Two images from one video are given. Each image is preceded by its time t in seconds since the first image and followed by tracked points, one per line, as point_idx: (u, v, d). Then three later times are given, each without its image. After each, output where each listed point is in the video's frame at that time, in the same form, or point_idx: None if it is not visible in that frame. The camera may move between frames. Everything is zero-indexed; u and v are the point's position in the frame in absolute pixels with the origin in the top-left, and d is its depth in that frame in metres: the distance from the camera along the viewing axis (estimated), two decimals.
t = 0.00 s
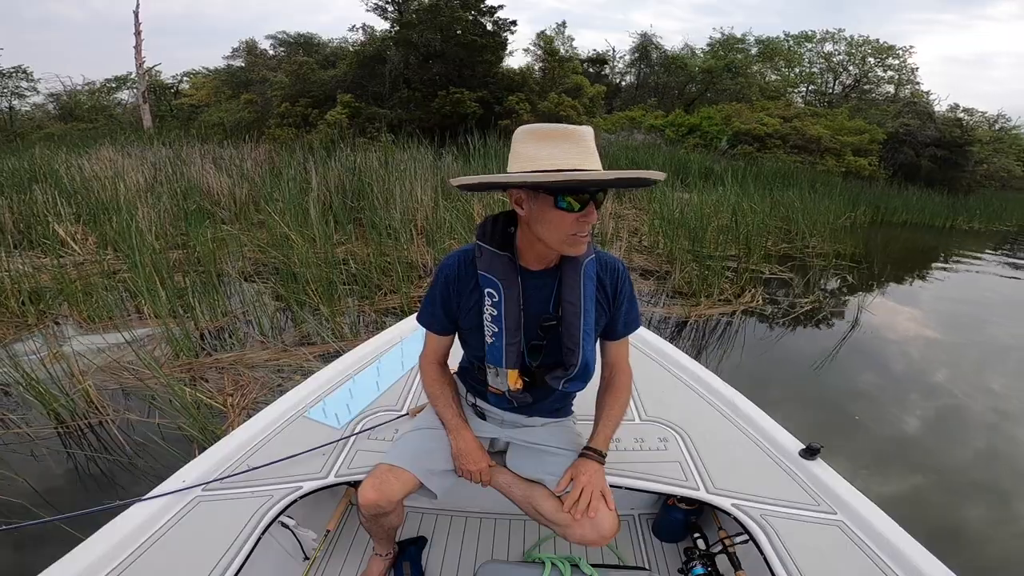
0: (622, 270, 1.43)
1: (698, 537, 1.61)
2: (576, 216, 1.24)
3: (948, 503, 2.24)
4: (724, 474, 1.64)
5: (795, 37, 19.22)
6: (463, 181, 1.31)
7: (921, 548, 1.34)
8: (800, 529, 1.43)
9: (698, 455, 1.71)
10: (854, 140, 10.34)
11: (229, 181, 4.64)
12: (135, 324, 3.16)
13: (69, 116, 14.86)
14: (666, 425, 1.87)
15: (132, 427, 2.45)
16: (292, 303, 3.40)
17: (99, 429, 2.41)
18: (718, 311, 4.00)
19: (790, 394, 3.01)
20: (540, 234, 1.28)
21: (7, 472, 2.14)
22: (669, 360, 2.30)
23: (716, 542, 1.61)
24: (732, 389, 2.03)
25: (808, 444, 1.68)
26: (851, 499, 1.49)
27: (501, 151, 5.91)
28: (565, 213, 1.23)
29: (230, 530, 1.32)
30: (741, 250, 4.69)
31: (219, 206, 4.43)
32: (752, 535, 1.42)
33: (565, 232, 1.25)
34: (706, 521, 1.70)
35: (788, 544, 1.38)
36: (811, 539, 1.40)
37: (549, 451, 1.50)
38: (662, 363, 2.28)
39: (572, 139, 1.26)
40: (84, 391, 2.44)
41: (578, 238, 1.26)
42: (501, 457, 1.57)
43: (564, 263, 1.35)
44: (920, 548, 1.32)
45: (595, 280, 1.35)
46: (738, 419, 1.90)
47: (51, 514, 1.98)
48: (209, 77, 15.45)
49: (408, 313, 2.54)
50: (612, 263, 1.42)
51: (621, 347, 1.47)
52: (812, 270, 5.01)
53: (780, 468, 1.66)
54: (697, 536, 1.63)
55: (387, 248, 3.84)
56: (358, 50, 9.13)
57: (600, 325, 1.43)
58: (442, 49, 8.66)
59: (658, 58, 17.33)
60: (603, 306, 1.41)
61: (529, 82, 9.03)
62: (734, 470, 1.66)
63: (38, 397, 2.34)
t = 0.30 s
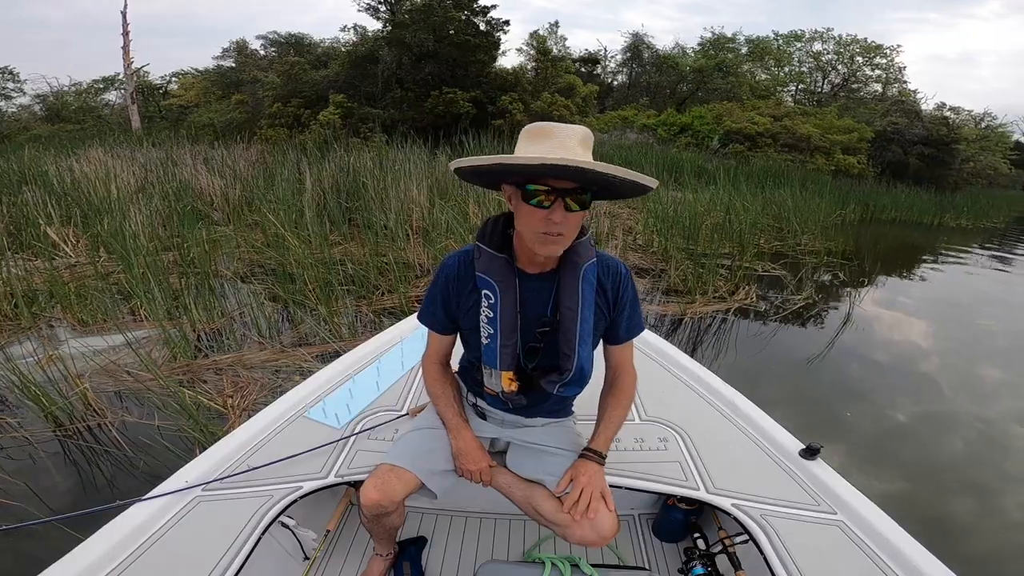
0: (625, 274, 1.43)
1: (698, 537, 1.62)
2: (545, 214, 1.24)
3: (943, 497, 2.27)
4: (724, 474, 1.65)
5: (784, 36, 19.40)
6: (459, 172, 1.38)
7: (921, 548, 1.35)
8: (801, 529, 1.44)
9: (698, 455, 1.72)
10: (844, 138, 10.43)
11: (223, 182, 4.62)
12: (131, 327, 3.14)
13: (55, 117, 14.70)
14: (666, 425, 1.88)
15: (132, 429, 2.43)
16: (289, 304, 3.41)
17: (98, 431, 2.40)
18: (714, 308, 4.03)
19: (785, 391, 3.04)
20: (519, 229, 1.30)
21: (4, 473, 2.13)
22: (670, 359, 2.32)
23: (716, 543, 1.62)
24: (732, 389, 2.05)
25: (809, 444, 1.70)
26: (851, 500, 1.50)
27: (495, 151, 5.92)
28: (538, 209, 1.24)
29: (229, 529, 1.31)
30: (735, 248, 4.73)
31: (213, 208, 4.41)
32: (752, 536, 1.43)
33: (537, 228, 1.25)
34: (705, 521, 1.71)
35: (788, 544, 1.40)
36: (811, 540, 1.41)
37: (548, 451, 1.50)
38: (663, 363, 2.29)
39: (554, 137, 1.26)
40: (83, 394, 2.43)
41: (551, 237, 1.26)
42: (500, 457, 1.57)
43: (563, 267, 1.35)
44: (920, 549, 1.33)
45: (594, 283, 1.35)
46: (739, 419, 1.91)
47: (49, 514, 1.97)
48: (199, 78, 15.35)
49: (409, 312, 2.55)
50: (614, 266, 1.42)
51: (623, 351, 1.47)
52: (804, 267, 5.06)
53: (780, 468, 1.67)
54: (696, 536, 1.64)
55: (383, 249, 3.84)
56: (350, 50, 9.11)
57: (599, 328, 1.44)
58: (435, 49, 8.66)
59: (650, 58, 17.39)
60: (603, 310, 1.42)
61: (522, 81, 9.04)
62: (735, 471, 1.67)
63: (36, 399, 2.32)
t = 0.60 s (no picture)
0: (624, 276, 1.44)
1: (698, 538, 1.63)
2: (535, 215, 1.25)
3: (936, 493, 2.29)
4: (724, 474, 1.66)
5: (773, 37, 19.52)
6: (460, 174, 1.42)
7: (920, 548, 1.36)
8: (801, 529, 1.45)
9: (698, 455, 1.73)
10: (833, 138, 10.52)
11: (217, 182, 4.59)
12: (125, 328, 3.12)
13: (41, 117, 14.51)
14: (667, 425, 1.89)
15: (131, 431, 2.42)
16: (288, 305, 3.41)
17: (97, 434, 2.38)
18: (709, 306, 4.06)
19: (780, 387, 3.07)
20: (513, 231, 1.32)
21: None
22: (670, 359, 2.33)
23: (715, 543, 1.63)
24: (732, 389, 2.06)
25: (808, 444, 1.71)
26: (851, 500, 1.51)
27: (489, 151, 5.92)
28: (529, 211, 1.25)
29: (229, 530, 1.31)
30: (729, 246, 4.76)
31: (206, 210, 4.39)
32: (752, 535, 1.44)
33: (529, 230, 1.26)
34: (705, 521, 1.72)
35: (788, 544, 1.41)
36: (811, 540, 1.42)
37: (547, 451, 1.50)
38: (663, 362, 2.31)
39: (545, 138, 1.27)
40: (80, 396, 2.41)
41: (543, 239, 1.27)
42: (500, 456, 1.58)
43: (562, 268, 1.36)
44: (920, 549, 1.35)
45: (592, 285, 1.36)
46: (739, 419, 1.93)
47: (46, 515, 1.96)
48: (188, 79, 15.23)
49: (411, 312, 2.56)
50: (614, 268, 1.42)
51: (623, 352, 1.47)
52: (796, 265, 5.10)
53: (780, 468, 1.68)
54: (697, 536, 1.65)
55: (378, 249, 3.84)
56: (342, 50, 9.08)
57: (598, 330, 1.45)
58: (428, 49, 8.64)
59: (642, 58, 17.44)
60: (602, 312, 1.43)
61: (515, 81, 9.05)
62: (735, 471, 1.68)
63: (32, 402, 2.30)
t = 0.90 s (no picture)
0: (623, 277, 1.44)
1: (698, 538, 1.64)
2: (528, 214, 1.25)
3: (930, 489, 2.32)
4: (724, 474, 1.67)
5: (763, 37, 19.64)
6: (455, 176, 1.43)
7: (919, 548, 1.38)
8: (801, 529, 1.46)
9: (698, 455, 1.74)
10: (823, 137, 10.60)
11: (211, 183, 4.57)
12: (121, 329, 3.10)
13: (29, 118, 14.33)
14: (666, 425, 1.90)
15: (131, 433, 2.40)
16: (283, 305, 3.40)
17: (97, 436, 2.36)
18: (704, 304, 4.09)
19: (775, 384, 3.09)
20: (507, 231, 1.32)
21: None
22: (669, 358, 2.35)
23: (716, 543, 1.64)
24: (731, 389, 2.08)
25: (808, 444, 1.72)
26: (851, 500, 1.53)
27: (483, 151, 5.93)
28: (522, 211, 1.25)
29: (229, 530, 1.30)
30: (723, 245, 4.79)
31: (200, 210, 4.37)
32: (753, 536, 1.45)
33: (522, 229, 1.27)
34: (705, 521, 1.73)
35: (788, 544, 1.42)
36: (811, 539, 1.43)
37: (546, 451, 1.50)
38: (663, 362, 2.32)
39: (537, 138, 1.28)
40: (77, 397, 2.39)
41: (536, 238, 1.27)
42: (499, 456, 1.58)
43: (558, 268, 1.36)
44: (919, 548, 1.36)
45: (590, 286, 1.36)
46: (739, 419, 1.94)
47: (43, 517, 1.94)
48: (178, 79, 15.12)
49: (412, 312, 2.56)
50: (613, 269, 1.43)
51: (622, 352, 1.48)
52: (789, 263, 5.14)
53: (780, 468, 1.69)
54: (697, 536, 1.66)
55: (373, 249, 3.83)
56: (335, 49, 9.05)
57: (597, 330, 1.45)
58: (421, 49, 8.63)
59: (635, 58, 17.49)
60: (601, 312, 1.43)
61: (509, 81, 9.05)
62: (735, 471, 1.69)
63: (29, 403, 2.27)
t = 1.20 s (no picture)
0: (627, 274, 1.45)
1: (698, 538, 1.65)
2: (514, 228, 1.26)
3: (925, 486, 2.34)
4: (724, 474, 1.69)
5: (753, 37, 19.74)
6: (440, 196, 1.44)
7: (918, 548, 1.39)
8: (800, 530, 1.48)
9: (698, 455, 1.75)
10: (814, 136, 10.67)
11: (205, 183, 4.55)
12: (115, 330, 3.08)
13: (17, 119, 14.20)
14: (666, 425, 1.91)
15: (131, 434, 2.39)
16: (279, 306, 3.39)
17: (97, 437, 2.35)
18: (699, 301, 4.11)
19: (770, 381, 3.12)
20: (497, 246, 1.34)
21: None
22: (668, 358, 2.36)
23: (715, 543, 1.65)
24: (731, 388, 2.09)
25: (808, 444, 1.74)
26: (851, 500, 1.54)
27: (477, 151, 5.93)
28: (509, 227, 1.26)
29: (229, 530, 1.30)
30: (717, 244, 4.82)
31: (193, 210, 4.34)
32: (753, 536, 1.46)
33: (512, 243, 1.28)
34: (705, 521, 1.74)
35: (788, 544, 1.43)
36: (811, 539, 1.45)
37: (546, 451, 1.50)
38: (662, 361, 2.33)
39: (511, 150, 1.27)
40: (76, 399, 2.38)
41: (527, 249, 1.29)
42: (500, 455, 1.59)
43: (558, 270, 1.37)
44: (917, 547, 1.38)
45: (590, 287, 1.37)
46: (739, 419, 1.95)
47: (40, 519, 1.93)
48: (169, 80, 15.03)
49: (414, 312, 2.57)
50: (616, 266, 1.44)
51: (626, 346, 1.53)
52: (782, 261, 5.18)
53: (780, 468, 1.70)
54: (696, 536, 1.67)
55: (368, 248, 3.83)
56: (327, 49, 9.02)
57: (601, 327, 1.47)
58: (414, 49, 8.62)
59: (627, 57, 17.53)
60: (604, 308, 1.45)
61: (502, 81, 9.05)
62: (735, 470, 1.70)
63: (27, 406, 2.26)
